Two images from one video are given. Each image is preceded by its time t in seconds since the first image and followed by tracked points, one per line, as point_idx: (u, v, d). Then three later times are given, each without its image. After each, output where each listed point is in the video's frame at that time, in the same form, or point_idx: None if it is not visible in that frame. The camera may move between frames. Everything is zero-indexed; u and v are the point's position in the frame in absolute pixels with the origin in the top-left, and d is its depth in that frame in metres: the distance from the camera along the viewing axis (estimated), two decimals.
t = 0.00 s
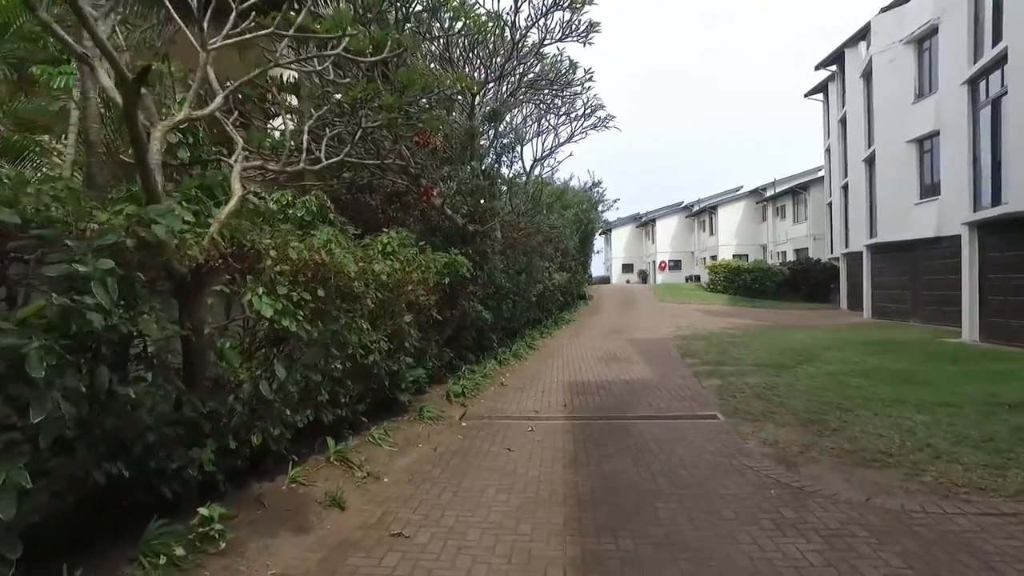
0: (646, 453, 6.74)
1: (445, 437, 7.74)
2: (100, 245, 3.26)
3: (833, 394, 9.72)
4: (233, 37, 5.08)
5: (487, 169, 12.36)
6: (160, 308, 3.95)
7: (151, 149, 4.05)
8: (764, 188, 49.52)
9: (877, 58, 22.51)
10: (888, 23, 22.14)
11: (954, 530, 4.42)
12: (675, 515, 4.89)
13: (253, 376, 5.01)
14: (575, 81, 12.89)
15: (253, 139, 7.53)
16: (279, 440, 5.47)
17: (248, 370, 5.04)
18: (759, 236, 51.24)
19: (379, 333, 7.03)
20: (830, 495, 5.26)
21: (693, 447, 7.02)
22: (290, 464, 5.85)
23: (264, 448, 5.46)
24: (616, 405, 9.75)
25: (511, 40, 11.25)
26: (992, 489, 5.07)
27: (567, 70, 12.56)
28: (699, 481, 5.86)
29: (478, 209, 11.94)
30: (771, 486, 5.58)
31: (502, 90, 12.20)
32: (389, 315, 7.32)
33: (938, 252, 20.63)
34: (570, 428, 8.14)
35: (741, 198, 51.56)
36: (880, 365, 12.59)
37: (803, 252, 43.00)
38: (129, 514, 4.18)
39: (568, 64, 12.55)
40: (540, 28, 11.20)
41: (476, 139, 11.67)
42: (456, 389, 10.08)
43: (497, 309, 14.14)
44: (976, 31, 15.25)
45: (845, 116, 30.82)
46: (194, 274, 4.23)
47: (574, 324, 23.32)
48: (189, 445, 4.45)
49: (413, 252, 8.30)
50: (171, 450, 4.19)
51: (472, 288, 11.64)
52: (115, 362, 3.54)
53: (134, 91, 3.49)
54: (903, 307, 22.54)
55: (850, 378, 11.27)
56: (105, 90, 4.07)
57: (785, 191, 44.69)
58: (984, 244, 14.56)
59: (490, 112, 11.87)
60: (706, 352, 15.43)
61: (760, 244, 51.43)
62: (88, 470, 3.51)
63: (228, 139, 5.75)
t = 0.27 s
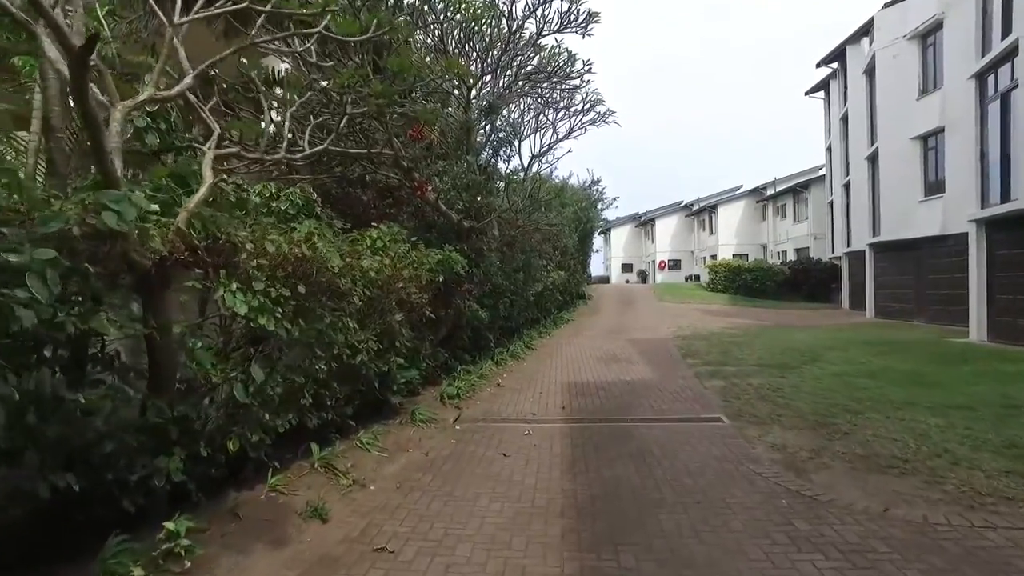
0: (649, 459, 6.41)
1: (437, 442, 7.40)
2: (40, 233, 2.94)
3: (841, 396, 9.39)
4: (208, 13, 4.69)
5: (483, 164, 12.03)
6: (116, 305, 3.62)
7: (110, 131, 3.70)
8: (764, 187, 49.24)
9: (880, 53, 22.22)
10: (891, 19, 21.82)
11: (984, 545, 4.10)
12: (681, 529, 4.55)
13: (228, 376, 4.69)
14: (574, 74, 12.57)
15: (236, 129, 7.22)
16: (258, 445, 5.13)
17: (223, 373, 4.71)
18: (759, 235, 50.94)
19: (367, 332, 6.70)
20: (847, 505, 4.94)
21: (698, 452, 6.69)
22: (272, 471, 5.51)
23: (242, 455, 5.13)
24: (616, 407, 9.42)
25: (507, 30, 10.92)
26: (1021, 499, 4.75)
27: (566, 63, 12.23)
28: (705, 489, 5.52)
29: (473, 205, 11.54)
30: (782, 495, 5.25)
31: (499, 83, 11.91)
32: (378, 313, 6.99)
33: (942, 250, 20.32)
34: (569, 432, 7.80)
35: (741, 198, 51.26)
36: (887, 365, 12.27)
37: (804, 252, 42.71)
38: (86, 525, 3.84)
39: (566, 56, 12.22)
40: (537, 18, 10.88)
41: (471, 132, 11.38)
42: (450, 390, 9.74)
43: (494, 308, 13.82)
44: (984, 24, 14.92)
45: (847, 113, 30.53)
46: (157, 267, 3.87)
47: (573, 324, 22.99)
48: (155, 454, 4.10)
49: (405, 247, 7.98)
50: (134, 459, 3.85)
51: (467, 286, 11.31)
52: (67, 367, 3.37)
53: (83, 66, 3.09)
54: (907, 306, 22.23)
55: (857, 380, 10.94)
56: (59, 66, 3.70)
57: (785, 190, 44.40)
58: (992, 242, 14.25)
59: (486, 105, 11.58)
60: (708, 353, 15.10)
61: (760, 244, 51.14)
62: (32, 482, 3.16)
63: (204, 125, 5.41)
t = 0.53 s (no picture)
0: (651, 473, 6.07)
1: (429, 451, 7.08)
2: None
3: (850, 402, 9.04)
4: None
5: (479, 161, 11.72)
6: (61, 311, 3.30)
7: (57, 120, 3.33)
8: (764, 187, 49.02)
9: (883, 50, 21.91)
10: (895, 15, 21.52)
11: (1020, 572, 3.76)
12: (688, 552, 4.23)
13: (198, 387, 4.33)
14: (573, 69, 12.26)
15: (217, 123, 6.89)
16: (234, 459, 4.78)
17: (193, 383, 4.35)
18: (759, 235, 50.72)
19: (353, 336, 6.36)
20: (865, 524, 4.61)
21: (703, 464, 6.35)
22: (250, 485, 5.17)
23: (216, 469, 4.78)
24: (617, 413, 9.08)
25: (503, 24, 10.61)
26: None
27: (565, 57, 11.92)
28: (711, 506, 5.19)
29: (469, 203, 11.21)
30: (794, 513, 4.92)
31: (496, 77, 11.61)
32: (365, 317, 6.67)
33: (948, 250, 20.02)
34: (567, 440, 7.45)
35: (741, 197, 50.99)
36: (896, 369, 11.92)
37: (805, 252, 42.42)
38: (36, 552, 3.55)
39: (565, 50, 11.91)
40: (534, 10, 10.56)
41: (466, 128, 11.07)
42: (444, 396, 9.38)
43: (491, 309, 13.50)
44: (993, 19, 14.59)
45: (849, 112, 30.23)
46: (115, 270, 3.46)
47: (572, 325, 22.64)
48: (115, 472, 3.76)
49: (396, 246, 7.65)
50: (88, 479, 3.51)
51: (463, 287, 10.99)
52: (8, 379, 3.15)
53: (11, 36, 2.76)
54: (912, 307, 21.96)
55: (865, 384, 10.60)
56: None
57: (785, 189, 44.12)
58: (1000, 242, 13.92)
59: (482, 100, 11.27)
60: (710, 355, 14.79)
61: (760, 244, 50.90)
62: None
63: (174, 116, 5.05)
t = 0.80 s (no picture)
0: (654, 482, 5.74)
1: (422, 458, 6.75)
2: None
3: (861, 405, 8.72)
4: None
5: (475, 156, 11.38)
6: (1, 309, 3.06)
7: None
8: (765, 187, 48.70)
9: (888, 46, 21.60)
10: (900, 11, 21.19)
11: None
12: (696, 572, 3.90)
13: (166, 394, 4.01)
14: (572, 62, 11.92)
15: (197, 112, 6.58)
16: (207, 470, 4.45)
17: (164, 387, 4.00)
18: (759, 235, 50.40)
19: (339, 337, 6.03)
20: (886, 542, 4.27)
21: (709, 472, 6.02)
22: (228, 497, 4.85)
23: (188, 480, 4.46)
24: (618, 418, 8.75)
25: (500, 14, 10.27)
26: None
27: (564, 50, 11.58)
28: (719, 519, 4.85)
29: (466, 199, 10.88)
30: (809, 528, 4.58)
31: (493, 70, 11.32)
32: (352, 317, 6.32)
33: (953, 249, 19.71)
34: (566, 447, 7.12)
35: (742, 197, 50.67)
36: (904, 371, 11.60)
37: (806, 252, 42.09)
38: None
39: (565, 43, 11.57)
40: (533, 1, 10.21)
41: (462, 122, 10.76)
42: (438, 398, 9.07)
43: (488, 309, 13.17)
44: (1003, 12, 14.25)
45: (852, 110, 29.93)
46: (63, 264, 3.18)
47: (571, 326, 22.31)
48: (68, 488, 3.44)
49: (387, 243, 7.32)
50: (33, 496, 3.25)
51: (459, 286, 10.66)
52: None
53: None
54: (916, 307, 21.65)
55: (874, 386, 10.28)
56: None
57: (786, 189, 43.80)
58: (1010, 241, 13.59)
59: (478, 92, 10.97)
60: (712, 356, 14.46)
61: (760, 244, 50.59)
62: None
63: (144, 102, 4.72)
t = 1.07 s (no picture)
0: (658, 496, 5.46)
1: (415, 468, 6.46)
2: None
3: (871, 411, 8.40)
4: None
5: (473, 154, 11.09)
6: None
7: None
8: (766, 186, 48.42)
9: (892, 43, 21.31)
10: (904, 8, 20.90)
11: None
12: None
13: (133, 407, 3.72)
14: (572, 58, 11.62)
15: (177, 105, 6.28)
16: (180, 487, 4.15)
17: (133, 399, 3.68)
18: (760, 235, 50.14)
19: (324, 341, 5.71)
20: (911, 565, 3.96)
21: (716, 485, 5.72)
22: (203, 513, 4.54)
23: (160, 498, 4.15)
24: (618, 424, 8.46)
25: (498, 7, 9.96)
26: None
27: (563, 45, 11.28)
28: (729, 538, 4.54)
29: (462, 198, 10.58)
30: (826, 549, 4.27)
31: (491, 65, 10.99)
32: (340, 320, 6.02)
33: (959, 250, 19.43)
34: (565, 457, 6.81)
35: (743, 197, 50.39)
36: (913, 374, 11.28)
37: (807, 252, 41.82)
38: None
39: (564, 37, 11.27)
40: None
41: (459, 119, 10.44)
42: (432, 403, 8.77)
43: (486, 310, 12.88)
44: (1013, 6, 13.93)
45: (854, 109, 29.60)
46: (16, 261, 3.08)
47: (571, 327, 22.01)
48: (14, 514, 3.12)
49: (379, 243, 7.01)
50: None
51: (455, 287, 10.36)
52: None
53: None
54: (921, 308, 21.38)
55: (885, 391, 9.96)
56: None
57: (787, 189, 43.53)
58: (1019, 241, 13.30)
59: (474, 88, 10.66)
60: (715, 359, 14.17)
61: (761, 244, 50.33)
62: None
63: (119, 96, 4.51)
